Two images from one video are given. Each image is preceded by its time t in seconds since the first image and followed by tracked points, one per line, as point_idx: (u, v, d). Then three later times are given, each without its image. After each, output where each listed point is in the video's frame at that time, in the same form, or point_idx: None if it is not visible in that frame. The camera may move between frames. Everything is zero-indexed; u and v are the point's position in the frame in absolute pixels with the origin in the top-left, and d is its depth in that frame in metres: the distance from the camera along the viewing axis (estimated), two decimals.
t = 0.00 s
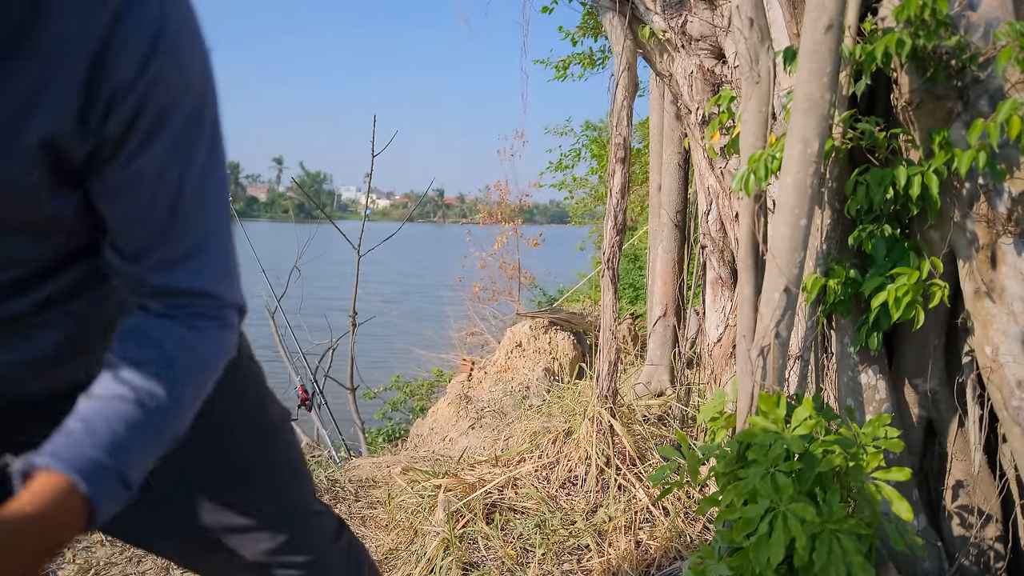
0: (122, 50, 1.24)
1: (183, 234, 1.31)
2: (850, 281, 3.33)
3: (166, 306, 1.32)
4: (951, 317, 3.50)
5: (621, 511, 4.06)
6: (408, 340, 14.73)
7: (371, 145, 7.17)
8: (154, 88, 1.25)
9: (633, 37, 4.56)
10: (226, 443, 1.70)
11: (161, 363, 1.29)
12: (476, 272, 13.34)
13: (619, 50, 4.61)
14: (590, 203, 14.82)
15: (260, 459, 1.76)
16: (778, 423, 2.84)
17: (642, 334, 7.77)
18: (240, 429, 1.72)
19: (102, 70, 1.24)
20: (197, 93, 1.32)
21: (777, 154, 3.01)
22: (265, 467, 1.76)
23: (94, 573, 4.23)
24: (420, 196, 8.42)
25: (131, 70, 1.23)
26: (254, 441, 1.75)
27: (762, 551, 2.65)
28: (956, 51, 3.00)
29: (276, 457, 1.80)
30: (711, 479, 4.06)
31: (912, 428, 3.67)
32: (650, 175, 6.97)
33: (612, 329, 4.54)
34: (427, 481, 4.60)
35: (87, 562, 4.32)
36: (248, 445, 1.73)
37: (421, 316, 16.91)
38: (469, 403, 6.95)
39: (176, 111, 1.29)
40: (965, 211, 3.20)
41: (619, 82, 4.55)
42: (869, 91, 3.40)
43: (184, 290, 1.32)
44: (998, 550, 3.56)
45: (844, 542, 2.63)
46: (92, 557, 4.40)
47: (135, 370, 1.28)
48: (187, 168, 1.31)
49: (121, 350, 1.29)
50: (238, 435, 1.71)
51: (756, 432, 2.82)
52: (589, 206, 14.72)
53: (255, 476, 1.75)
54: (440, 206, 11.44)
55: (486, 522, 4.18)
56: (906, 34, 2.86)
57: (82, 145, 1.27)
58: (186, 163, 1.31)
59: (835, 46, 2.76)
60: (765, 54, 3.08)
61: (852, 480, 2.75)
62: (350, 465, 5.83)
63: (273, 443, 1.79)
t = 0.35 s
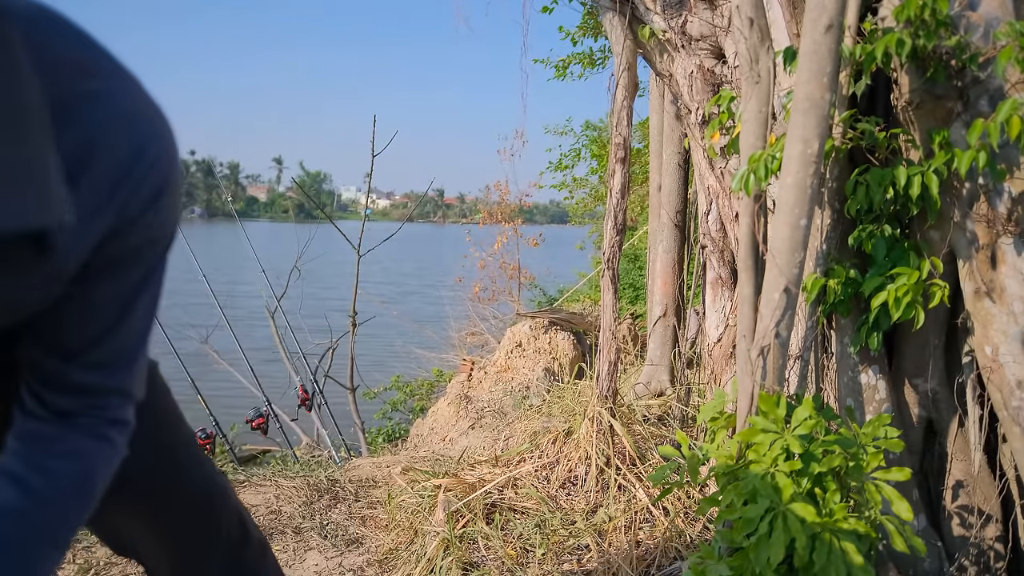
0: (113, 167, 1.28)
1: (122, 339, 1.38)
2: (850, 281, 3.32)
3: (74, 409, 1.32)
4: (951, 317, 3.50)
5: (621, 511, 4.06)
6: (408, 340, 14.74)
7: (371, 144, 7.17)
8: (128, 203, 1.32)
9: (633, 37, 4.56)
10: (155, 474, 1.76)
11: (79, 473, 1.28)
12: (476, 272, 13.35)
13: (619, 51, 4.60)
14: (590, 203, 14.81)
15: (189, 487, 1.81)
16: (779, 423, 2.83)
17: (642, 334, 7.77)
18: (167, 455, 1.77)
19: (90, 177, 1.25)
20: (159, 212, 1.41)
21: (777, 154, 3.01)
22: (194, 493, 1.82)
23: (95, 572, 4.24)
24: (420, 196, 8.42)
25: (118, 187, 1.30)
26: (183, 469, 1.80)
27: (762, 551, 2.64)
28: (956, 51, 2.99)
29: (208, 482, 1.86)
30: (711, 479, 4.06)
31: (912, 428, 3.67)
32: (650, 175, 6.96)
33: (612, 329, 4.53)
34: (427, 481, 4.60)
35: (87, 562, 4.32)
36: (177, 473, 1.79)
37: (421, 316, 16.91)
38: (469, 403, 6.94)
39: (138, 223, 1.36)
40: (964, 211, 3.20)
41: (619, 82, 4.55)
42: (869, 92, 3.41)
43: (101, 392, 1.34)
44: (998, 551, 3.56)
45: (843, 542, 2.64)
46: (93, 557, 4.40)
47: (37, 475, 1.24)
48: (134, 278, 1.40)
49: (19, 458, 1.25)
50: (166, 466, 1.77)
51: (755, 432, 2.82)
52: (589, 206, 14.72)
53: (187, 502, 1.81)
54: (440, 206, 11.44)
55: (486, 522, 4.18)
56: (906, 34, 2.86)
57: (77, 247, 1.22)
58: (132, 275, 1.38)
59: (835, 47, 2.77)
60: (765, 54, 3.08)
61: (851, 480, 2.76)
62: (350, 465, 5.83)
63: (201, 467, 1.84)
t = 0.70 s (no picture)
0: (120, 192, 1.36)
1: (110, 350, 1.43)
2: (850, 281, 3.32)
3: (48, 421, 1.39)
4: (951, 317, 3.50)
5: (621, 511, 4.06)
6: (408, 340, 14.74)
7: (370, 144, 7.17)
8: (130, 223, 1.38)
9: (633, 37, 4.56)
10: (148, 473, 1.78)
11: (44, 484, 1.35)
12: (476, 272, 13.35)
13: (619, 51, 4.60)
14: (590, 203, 14.80)
15: (185, 485, 1.83)
16: (778, 423, 2.82)
17: (642, 334, 7.77)
18: (163, 453, 1.79)
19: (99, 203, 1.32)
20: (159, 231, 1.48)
21: (776, 154, 3.01)
22: (188, 491, 1.83)
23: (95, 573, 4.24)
24: (420, 196, 8.41)
25: (122, 209, 1.36)
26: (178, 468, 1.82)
27: (762, 550, 2.64)
28: (956, 51, 2.99)
29: (204, 480, 1.87)
30: (711, 479, 4.07)
31: (912, 428, 3.66)
32: (650, 176, 6.97)
33: (612, 329, 4.53)
34: (427, 481, 4.60)
35: (87, 562, 4.32)
36: (172, 472, 1.80)
37: (421, 316, 16.91)
38: (469, 402, 6.94)
39: (137, 241, 1.42)
40: (964, 211, 3.20)
41: (619, 82, 4.54)
42: (869, 91, 3.41)
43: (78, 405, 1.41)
44: (998, 551, 3.56)
45: (843, 542, 2.65)
46: (93, 557, 4.40)
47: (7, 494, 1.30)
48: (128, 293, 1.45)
49: None
50: (162, 464, 1.79)
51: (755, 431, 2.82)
52: (589, 206, 14.72)
53: (182, 501, 1.82)
54: (440, 206, 11.46)
55: (485, 522, 4.18)
56: (906, 34, 2.85)
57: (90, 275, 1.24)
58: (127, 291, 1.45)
59: (834, 47, 2.77)
60: (765, 55, 3.08)
61: (851, 480, 2.76)
62: (350, 465, 5.83)
63: (197, 466, 1.86)
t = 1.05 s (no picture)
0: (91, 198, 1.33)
1: (90, 359, 1.44)
2: (850, 281, 3.32)
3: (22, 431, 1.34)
4: (950, 317, 3.51)
5: (621, 511, 4.06)
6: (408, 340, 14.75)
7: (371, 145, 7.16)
8: (111, 236, 1.39)
9: (633, 37, 4.56)
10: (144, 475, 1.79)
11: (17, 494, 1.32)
12: (476, 272, 13.34)
13: (618, 51, 4.59)
14: (590, 203, 14.78)
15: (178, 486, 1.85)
16: (778, 423, 2.82)
17: (642, 334, 7.77)
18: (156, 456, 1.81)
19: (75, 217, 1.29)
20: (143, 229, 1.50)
21: (777, 154, 3.01)
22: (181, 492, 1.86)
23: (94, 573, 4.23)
24: (421, 196, 8.41)
25: (101, 223, 1.36)
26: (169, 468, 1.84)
27: (762, 549, 2.65)
28: (956, 51, 2.99)
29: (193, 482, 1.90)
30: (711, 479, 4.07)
31: (912, 428, 3.66)
32: (650, 176, 6.97)
33: (612, 329, 4.53)
34: (427, 481, 4.60)
35: (87, 562, 4.32)
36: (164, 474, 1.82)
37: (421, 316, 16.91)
38: (469, 402, 6.94)
39: (120, 252, 1.43)
40: (965, 211, 3.20)
41: (619, 82, 4.54)
42: (869, 92, 3.41)
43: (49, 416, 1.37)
44: (998, 551, 3.56)
45: (843, 542, 2.65)
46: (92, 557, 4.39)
47: None
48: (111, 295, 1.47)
49: None
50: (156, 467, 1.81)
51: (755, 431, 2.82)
52: (589, 206, 14.71)
53: (173, 503, 1.85)
54: (439, 206, 11.46)
55: (485, 522, 4.18)
56: (906, 34, 2.85)
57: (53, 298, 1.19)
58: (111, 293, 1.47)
59: (835, 47, 2.77)
60: (765, 55, 3.08)
61: (851, 480, 2.76)
62: (350, 465, 5.84)
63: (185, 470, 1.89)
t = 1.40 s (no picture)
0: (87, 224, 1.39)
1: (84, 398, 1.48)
2: (850, 281, 3.32)
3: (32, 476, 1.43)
4: (951, 317, 3.50)
5: (621, 511, 4.06)
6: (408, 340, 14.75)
7: (371, 144, 7.15)
8: (94, 281, 1.40)
9: (633, 37, 4.55)
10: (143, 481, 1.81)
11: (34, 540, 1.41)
12: (476, 272, 13.33)
13: (618, 51, 4.58)
14: (590, 203, 14.76)
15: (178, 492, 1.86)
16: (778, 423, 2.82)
17: (642, 334, 7.77)
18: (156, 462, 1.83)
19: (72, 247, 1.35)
20: (137, 243, 1.53)
21: (776, 154, 3.01)
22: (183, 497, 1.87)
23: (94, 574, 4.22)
24: (421, 196, 8.40)
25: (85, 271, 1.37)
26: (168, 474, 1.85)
27: (763, 549, 2.65)
28: (956, 51, 2.99)
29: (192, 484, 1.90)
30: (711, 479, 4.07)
31: (912, 428, 3.66)
32: (650, 176, 6.96)
33: (612, 329, 4.53)
34: (427, 481, 4.60)
35: (87, 563, 4.31)
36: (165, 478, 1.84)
37: (421, 316, 16.91)
38: (469, 402, 6.93)
39: (104, 295, 1.45)
40: (965, 211, 3.20)
41: (619, 82, 4.54)
42: (869, 92, 3.41)
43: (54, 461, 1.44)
44: (999, 551, 3.56)
45: (842, 542, 2.65)
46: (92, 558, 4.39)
47: None
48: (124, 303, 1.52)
49: None
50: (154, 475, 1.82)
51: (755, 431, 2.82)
52: (589, 206, 14.69)
53: (172, 503, 1.85)
54: (439, 206, 11.46)
55: (486, 522, 4.18)
56: (906, 34, 2.85)
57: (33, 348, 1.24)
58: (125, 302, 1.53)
59: (835, 46, 2.77)
60: (765, 55, 3.08)
61: (851, 480, 2.76)
62: (350, 465, 5.84)
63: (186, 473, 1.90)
